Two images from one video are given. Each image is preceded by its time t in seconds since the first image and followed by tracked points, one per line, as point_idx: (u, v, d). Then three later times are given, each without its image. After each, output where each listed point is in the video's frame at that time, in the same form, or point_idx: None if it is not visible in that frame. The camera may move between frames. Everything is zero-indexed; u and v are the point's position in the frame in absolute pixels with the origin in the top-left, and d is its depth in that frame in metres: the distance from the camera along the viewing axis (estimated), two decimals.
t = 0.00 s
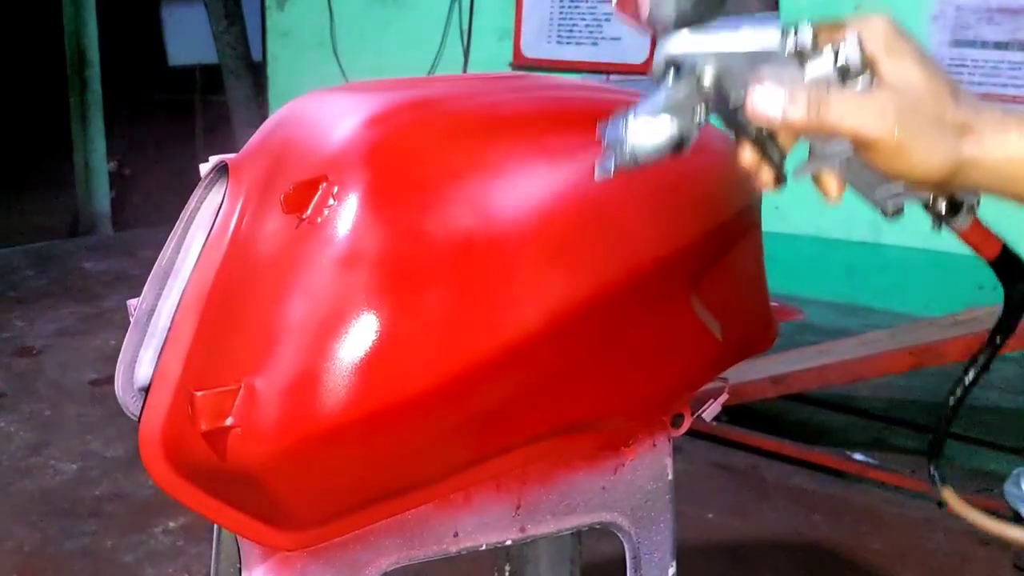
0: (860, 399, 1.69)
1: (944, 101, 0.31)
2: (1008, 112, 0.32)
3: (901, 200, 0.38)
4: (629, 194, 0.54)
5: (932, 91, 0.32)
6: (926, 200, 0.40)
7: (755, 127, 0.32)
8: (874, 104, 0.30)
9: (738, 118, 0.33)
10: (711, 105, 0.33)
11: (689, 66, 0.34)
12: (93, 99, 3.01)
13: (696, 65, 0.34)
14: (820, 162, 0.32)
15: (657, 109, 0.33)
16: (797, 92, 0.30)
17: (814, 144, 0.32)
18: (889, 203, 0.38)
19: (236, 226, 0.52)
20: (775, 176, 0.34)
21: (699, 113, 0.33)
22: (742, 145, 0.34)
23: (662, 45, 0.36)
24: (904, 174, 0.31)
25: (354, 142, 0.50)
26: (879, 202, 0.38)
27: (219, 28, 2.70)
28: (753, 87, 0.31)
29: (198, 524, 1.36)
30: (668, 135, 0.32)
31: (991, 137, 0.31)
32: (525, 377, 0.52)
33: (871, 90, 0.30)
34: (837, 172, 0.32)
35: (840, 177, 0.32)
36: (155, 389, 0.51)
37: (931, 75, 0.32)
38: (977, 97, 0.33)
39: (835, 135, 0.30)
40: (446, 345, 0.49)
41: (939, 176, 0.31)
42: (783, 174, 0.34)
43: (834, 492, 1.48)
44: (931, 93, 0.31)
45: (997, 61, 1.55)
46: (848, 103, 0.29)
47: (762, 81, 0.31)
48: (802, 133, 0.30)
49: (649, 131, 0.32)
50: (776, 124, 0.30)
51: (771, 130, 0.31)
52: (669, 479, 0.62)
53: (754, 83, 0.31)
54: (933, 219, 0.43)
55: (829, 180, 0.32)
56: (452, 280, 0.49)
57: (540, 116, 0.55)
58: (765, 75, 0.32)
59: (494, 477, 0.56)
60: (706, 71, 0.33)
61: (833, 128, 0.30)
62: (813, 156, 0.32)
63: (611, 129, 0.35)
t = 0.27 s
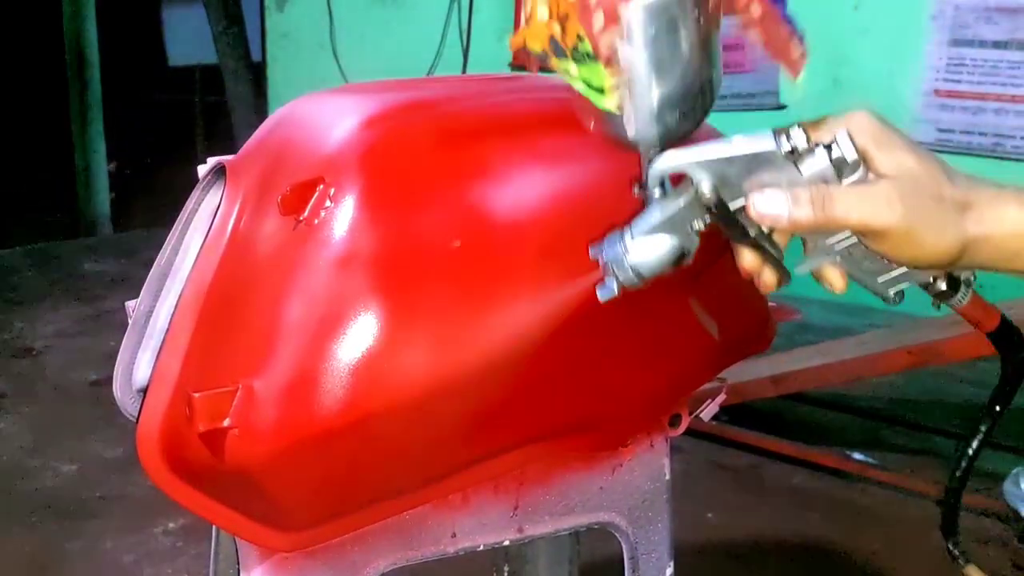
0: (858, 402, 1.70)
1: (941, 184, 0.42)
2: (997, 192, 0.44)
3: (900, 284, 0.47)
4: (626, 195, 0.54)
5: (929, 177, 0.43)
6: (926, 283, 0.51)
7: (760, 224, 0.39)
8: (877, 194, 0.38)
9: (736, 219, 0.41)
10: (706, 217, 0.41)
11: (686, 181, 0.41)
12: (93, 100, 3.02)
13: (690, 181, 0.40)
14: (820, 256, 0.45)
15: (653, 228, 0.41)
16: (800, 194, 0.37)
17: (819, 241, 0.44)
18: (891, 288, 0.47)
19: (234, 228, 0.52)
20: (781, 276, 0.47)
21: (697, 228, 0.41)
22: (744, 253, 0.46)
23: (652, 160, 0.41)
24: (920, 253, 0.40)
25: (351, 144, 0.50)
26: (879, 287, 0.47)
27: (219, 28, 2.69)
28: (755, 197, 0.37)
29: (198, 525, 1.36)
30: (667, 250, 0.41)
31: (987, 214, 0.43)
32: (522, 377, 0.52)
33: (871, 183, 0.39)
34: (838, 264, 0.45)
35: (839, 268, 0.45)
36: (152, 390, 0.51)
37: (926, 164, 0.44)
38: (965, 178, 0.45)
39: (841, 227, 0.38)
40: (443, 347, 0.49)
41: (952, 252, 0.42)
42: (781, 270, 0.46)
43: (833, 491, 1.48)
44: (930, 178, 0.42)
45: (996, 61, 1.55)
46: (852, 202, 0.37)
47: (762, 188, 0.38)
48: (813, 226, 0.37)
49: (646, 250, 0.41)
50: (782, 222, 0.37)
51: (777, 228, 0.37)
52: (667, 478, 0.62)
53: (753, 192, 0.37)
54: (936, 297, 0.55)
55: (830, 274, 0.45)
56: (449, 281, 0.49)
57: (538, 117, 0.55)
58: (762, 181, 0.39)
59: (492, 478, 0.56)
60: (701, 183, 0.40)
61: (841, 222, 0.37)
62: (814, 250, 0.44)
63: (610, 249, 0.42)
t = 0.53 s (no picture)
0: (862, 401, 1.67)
1: (950, 168, 0.38)
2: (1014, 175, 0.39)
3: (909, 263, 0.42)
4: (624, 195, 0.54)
5: (938, 161, 0.38)
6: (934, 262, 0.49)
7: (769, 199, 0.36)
8: (881, 173, 0.35)
9: (749, 194, 0.38)
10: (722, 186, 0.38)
11: (701, 152, 0.38)
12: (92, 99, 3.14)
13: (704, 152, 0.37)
14: (829, 232, 0.39)
15: (670, 194, 0.38)
16: (810, 167, 0.34)
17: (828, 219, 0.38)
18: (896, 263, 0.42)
19: (232, 228, 0.52)
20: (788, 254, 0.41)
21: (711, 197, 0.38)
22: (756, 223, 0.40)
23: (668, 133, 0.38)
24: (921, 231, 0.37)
25: (349, 144, 0.50)
26: (887, 266, 0.42)
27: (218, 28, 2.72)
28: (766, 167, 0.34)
29: (198, 524, 1.36)
30: (680, 217, 0.38)
31: (1003, 196, 0.38)
32: (520, 377, 0.52)
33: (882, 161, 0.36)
34: (848, 242, 0.40)
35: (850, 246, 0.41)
36: (151, 390, 0.51)
37: (936, 147, 0.39)
38: (978, 163, 0.40)
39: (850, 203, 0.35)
40: (442, 347, 0.49)
41: (953, 234, 0.38)
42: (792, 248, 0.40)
43: (833, 491, 1.48)
44: (937, 161, 0.38)
45: (996, 60, 1.55)
46: (861, 177, 0.35)
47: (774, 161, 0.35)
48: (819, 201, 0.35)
49: (663, 214, 0.39)
50: (792, 196, 0.34)
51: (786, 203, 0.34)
52: (666, 478, 0.63)
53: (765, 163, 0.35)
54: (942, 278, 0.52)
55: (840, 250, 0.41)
56: (448, 281, 0.49)
57: (536, 117, 0.56)
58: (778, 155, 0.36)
59: (491, 478, 0.56)
60: (717, 154, 0.37)
61: (850, 196, 0.34)
62: (823, 227, 0.39)
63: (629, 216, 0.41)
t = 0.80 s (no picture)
0: (859, 402, 1.70)
1: (970, 79, 0.36)
2: None
3: (920, 169, 0.40)
4: (621, 197, 0.54)
5: (962, 66, 0.36)
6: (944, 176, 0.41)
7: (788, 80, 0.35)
8: (905, 71, 0.34)
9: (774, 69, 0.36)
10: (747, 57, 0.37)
11: (734, 18, 0.38)
12: (90, 99, 3.09)
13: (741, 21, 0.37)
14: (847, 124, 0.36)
15: (700, 56, 0.37)
16: (834, 54, 0.33)
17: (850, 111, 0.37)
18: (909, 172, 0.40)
19: (230, 230, 0.52)
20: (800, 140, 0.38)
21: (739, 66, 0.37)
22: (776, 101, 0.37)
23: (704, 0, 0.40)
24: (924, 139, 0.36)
25: (347, 146, 0.50)
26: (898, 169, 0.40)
27: (218, 27, 2.74)
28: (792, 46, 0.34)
29: (196, 525, 1.36)
30: (707, 78, 0.37)
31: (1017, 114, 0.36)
32: (518, 379, 0.52)
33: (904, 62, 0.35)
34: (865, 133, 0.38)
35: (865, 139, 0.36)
36: (149, 392, 0.51)
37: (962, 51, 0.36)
38: (1004, 81, 0.38)
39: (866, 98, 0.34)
40: (440, 348, 0.49)
41: (959, 146, 0.36)
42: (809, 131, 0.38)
43: (832, 491, 1.48)
44: (958, 66, 0.36)
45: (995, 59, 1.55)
46: (881, 71, 0.33)
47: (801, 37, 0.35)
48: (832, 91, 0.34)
49: (692, 74, 0.37)
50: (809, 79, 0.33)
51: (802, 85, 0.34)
52: (663, 479, 0.62)
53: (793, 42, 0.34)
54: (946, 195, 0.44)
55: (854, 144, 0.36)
56: (447, 282, 0.49)
57: (534, 119, 0.56)
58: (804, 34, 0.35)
59: (489, 479, 0.56)
60: (749, 25, 0.37)
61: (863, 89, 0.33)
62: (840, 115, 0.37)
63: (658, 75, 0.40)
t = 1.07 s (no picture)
0: (857, 401, 1.73)
1: (992, 68, 0.39)
2: None
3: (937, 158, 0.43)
4: (618, 196, 0.54)
5: (981, 56, 0.39)
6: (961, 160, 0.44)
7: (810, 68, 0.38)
8: (925, 60, 0.37)
9: (790, 57, 0.41)
10: (765, 46, 0.41)
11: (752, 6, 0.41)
12: (88, 99, 3.01)
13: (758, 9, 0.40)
14: (865, 113, 0.40)
15: (716, 46, 0.40)
16: (852, 43, 0.36)
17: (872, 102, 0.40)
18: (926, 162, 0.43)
19: (226, 229, 0.52)
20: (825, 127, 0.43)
21: (753, 54, 0.41)
22: (794, 91, 0.42)
23: None
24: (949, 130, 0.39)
25: (343, 144, 0.50)
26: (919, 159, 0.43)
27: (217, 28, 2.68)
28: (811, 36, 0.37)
29: (194, 525, 1.36)
30: (725, 69, 0.40)
31: None
32: (516, 377, 0.52)
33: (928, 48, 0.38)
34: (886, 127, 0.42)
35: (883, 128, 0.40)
36: (145, 391, 0.51)
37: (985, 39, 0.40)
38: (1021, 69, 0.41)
39: (886, 87, 0.37)
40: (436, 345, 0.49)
41: (982, 135, 0.40)
42: (826, 120, 0.43)
43: (830, 491, 1.48)
44: (981, 57, 0.39)
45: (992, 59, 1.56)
46: (899, 60, 0.36)
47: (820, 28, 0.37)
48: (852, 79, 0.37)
49: (706, 63, 0.40)
50: (831, 68, 0.37)
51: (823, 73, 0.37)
52: (660, 478, 0.62)
53: (811, 33, 0.37)
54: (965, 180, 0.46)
55: (871, 133, 0.40)
56: (443, 280, 0.49)
57: (530, 116, 0.55)
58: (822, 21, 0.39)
59: (485, 478, 0.55)
60: (767, 14, 0.40)
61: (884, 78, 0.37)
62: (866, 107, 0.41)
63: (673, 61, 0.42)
